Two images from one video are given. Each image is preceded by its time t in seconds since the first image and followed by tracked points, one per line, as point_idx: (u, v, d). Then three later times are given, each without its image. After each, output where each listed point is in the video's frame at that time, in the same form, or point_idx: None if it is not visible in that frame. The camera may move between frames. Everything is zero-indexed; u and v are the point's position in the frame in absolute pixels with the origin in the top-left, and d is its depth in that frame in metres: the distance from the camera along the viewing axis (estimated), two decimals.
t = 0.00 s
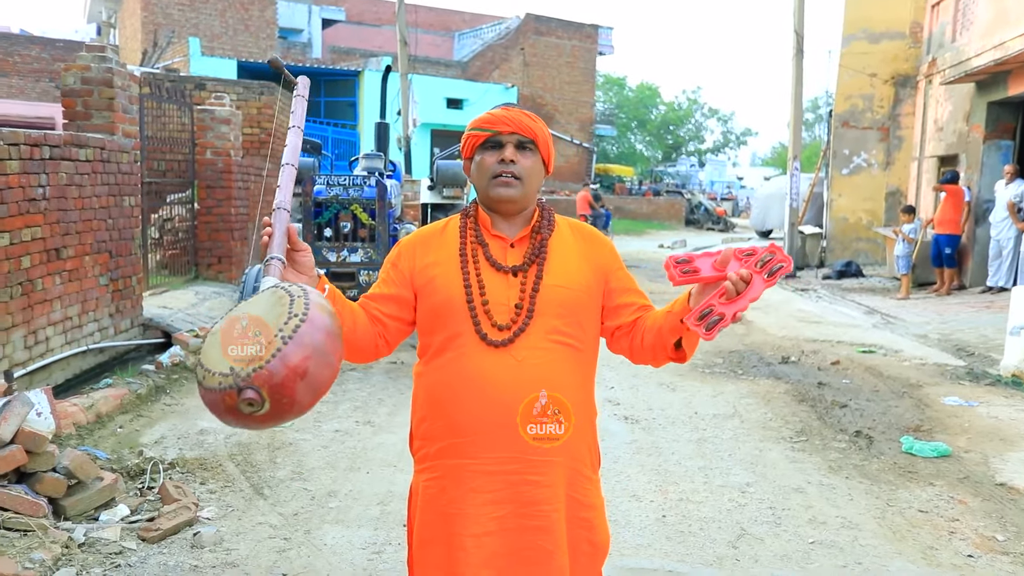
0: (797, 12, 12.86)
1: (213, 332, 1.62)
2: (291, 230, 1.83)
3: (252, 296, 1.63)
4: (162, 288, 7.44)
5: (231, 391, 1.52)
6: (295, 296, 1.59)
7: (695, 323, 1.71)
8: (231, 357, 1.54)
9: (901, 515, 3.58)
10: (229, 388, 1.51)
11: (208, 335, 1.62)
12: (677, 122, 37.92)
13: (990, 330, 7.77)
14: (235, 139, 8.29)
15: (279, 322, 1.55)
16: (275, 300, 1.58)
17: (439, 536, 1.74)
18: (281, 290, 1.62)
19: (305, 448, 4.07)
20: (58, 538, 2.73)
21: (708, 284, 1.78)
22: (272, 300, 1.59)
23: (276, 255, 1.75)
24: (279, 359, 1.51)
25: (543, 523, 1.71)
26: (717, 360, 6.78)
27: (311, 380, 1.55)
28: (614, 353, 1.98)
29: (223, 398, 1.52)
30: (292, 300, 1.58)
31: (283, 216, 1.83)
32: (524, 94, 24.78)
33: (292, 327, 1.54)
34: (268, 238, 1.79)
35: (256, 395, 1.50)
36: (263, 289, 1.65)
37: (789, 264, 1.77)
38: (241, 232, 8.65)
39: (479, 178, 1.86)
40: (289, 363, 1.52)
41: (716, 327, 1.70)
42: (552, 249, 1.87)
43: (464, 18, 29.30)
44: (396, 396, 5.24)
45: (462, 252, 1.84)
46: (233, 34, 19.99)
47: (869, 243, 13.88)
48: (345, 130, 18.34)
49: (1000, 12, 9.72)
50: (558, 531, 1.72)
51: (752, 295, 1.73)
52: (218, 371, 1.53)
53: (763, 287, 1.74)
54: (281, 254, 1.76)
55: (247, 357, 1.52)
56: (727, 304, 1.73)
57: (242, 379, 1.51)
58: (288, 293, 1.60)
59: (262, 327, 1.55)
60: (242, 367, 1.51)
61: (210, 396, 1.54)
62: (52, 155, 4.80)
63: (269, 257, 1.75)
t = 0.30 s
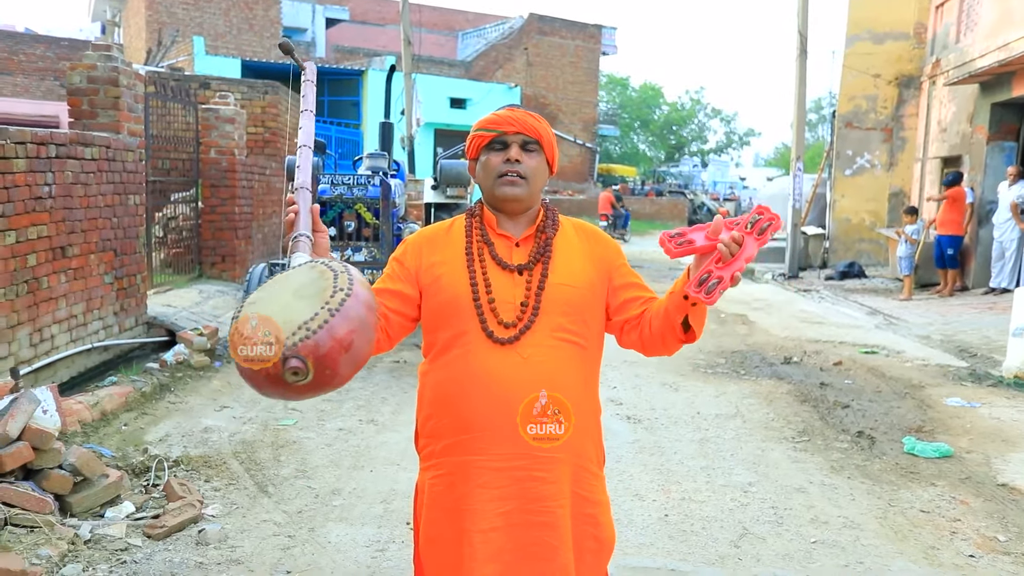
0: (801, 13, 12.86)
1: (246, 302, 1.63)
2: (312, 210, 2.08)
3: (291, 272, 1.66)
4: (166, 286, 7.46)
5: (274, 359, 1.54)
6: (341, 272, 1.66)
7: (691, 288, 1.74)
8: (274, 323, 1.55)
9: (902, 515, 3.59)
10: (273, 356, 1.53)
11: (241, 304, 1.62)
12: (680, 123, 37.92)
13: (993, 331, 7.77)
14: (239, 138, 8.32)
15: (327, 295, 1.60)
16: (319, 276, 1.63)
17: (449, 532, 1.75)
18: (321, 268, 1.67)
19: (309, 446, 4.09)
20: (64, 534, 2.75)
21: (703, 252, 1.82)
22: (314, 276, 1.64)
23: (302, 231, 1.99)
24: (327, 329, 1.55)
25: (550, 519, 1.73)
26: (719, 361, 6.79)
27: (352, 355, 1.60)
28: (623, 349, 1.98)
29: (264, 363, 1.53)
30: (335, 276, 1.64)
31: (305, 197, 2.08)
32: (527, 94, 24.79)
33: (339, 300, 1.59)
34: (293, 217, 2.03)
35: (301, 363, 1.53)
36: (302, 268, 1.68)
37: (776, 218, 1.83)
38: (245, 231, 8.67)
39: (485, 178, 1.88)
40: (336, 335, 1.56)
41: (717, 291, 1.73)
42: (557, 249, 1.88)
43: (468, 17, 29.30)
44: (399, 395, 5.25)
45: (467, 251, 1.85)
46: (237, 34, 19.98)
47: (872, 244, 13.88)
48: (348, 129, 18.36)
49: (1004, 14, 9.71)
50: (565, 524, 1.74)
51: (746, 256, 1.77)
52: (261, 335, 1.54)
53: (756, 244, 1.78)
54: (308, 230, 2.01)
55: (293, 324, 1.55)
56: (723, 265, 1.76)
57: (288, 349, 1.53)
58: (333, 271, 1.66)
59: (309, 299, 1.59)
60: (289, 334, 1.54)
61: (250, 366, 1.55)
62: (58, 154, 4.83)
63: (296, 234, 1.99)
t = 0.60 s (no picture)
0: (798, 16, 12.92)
1: (304, 335, 1.53)
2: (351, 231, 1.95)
3: (351, 305, 1.55)
4: (166, 289, 7.46)
5: (342, 397, 1.44)
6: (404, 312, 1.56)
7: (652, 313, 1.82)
8: (340, 361, 1.46)
9: (900, 515, 3.62)
10: (341, 393, 1.44)
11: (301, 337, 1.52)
12: (677, 125, 38.04)
13: (989, 333, 7.81)
14: (238, 141, 8.34)
15: (395, 336, 1.50)
16: (383, 314, 1.53)
17: (454, 532, 1.77)
18: (385, 305, 1.57)
19: (310, 448, 4.11)
20: (69, 536, 2.77)
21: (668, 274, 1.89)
22: (377, 312, 1.53)
23: (347, 257, 1.87)
24: (398, 373, 1.46)
25: (554, 518, 1.75)
26: (718, 362, 6.82)
27: (417, 397, 1.51)
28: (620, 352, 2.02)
29: (332, 402, 1.44)
30: (401, 317, 1.54)
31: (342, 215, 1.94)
32: (524, 97, 24.83)
33: (408, 343, 1.50)
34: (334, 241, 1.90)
35: (371, 404, 1.43)
36: (362, 299, 1.58)
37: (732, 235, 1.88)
38: (244, 234, 8.69)
39: (485, 181, 1.90)
40: (405, 379, 1.47)
41: (676, 314, 1.80)
42: (560, 252, 1.90)
43: (465, 20, 29.36)
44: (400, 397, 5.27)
45: (470, 255, 1.88)
46: (235, 36, 20.06)
47: (868, 246, 13.93)
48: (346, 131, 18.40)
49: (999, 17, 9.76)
50: (570, 524, 1.76)
51: (703, 275, 1.83)
52: (328, 374, 1.45)
53: (712, 265, 1.85)
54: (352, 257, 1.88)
55: (362, 365, 1.45)
56: (682, 287, 1.83)
57: (358, 387, 1.44)
58: (396, 309, 1.56)
59: (375, 338, 1.49)
60: (358, 373, 1.44)
61: (317, 400, 1.45)
62: (60, 157, 4.84)
63: (341, 260, 1.86)
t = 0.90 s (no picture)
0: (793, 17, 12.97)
1: (347, 438, 1.46)
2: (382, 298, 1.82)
3: (392, 406, 1.48)
4: (163, 288, 7.46)
5: (392, 512, 1.40)
6: (444, 415, 1.48)
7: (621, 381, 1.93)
8: (387, 475, 1.41)
9: (897, 513, 3.65)
10: (391, 509, 1.40)
11: (345, 442, 1.46)
12: (673, 125, 38.14)
13: (984, 332, 7.86)
14: (236, 140, 8.35)
15: (438, 448, 1.43)
16: (425, 419, 1.46)
17: (460, 531, 1.79)
18: (425, 405, 1.48)
19: (311, 446, 4.13)
20: (73, 532, 2.78)
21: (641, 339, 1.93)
22: (419, 417, 1.46)
23: (381, 338, 1.73)
24: (444, 488, 1.42)
25: (562, 517, 1.77)
26: (715, 362, 6.86)
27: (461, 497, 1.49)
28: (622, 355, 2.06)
29: (382, 517, 1.41)
30: (442, 420, 1.47)
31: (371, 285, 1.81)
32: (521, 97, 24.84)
33: (452, 455, 1.44)
34: (366, 320, 1.79)
35: (421, 521, 1.40)
36: (401, 397, 1.49)
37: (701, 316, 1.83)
38: (242, 233, 8.70)
39: (491, 183, 1.93)
40: (450, 490, 1.44)
41: (642, 381, 1.92)
42: (567, 255, 1.92)
43: (462, 20, 29.37)
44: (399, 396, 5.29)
45: (477, 258, 1.89)
46: (231, 35, 20.06)
47: (864, 247, 13.98)
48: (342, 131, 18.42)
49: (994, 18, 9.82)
50: (575, 524, 1.78)
51: (668, 350, 1.85)
52: (376, 489, 1.41)
53: (678, 342, 1.84)
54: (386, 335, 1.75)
55: (409, 481, 1.40)
56: (649, 360, 1.89)
57: (408, 504, 1.40)
58: (436, 411, 1.48)
59: (419, 450, 1.43)
60: (406, 490, 1.40)
61: (366, 513, 1.42)
62: (60, 156, 4.85)
63: (375, 342, 1.72)
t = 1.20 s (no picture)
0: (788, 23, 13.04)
1: (388, 499, 1.67)
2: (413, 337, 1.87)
3: (427, 471, 1.67)
4: (159, 290, 7.47)
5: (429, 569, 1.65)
6: (477, 484, 1.65)
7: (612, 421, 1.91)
8: (424, 539, 1.64)
9: (889, 516, 3.69)
10: (427, 567, 1.64)
11: (384, 504, 1.67)
12: (667, 130, 38.25)
13: (976, 338, 7.92)
14: (233, 143, 8.36)
15: (470, 518, 1.64)
16: (458, 488, 1.64)
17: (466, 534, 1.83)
18: (458, 471, 1.66)
19: (309, 448, 4.15)
20: (73, 533, 2.79)
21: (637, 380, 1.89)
22: (452, 485, 1.65)
23: (416, 389, 1.82)
24: (475, 555, 1.63)
25: (566, 525, 1.80)
26: (709, 366, 6.89)
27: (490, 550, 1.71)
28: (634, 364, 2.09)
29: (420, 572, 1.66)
30: (474, 489, 1.65)
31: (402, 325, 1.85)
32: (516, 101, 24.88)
33: (483, 523, 1.63)
34: (401, 364, 1.84)
35: None
36: (436, 461, 1.68)
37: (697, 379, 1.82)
38: (237, 235, 8.70)
39: (512, 190, 1.95)
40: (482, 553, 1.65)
41: (634, 421, 1.90)
42: (581, 265, 1.94)
43: (458, 24, 29.41)
44: (395, 399, 5.32)
45: (492, 265, 1.92)
46: (227, 38, 19.89)
47: (858, 252, 14.05)
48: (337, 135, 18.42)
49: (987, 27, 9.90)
50: (577, 534, 1.80)
51: (663, 400, 1.84)
52: (414, 551, 1.64)
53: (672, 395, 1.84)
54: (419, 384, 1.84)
55: (444, 547, 1.63)
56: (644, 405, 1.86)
57: (443, 567, 1.64)
58: (470, 480, 1.65)
59: (453, 519, 1.64)
60: (441, 555, 1.63)
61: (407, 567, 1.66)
62: (58, 158, 4.86)
63: (409, 392, 1.82)
